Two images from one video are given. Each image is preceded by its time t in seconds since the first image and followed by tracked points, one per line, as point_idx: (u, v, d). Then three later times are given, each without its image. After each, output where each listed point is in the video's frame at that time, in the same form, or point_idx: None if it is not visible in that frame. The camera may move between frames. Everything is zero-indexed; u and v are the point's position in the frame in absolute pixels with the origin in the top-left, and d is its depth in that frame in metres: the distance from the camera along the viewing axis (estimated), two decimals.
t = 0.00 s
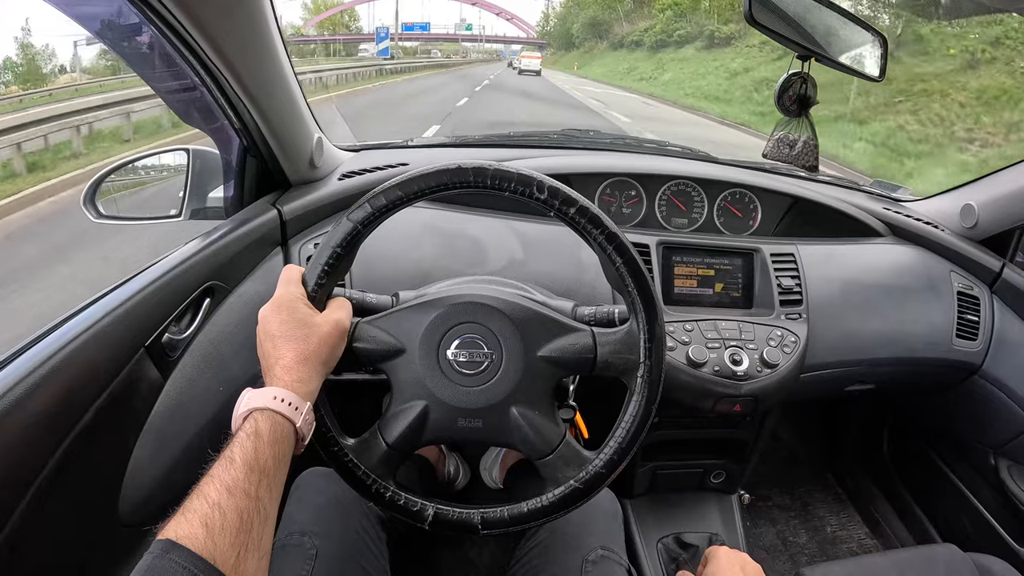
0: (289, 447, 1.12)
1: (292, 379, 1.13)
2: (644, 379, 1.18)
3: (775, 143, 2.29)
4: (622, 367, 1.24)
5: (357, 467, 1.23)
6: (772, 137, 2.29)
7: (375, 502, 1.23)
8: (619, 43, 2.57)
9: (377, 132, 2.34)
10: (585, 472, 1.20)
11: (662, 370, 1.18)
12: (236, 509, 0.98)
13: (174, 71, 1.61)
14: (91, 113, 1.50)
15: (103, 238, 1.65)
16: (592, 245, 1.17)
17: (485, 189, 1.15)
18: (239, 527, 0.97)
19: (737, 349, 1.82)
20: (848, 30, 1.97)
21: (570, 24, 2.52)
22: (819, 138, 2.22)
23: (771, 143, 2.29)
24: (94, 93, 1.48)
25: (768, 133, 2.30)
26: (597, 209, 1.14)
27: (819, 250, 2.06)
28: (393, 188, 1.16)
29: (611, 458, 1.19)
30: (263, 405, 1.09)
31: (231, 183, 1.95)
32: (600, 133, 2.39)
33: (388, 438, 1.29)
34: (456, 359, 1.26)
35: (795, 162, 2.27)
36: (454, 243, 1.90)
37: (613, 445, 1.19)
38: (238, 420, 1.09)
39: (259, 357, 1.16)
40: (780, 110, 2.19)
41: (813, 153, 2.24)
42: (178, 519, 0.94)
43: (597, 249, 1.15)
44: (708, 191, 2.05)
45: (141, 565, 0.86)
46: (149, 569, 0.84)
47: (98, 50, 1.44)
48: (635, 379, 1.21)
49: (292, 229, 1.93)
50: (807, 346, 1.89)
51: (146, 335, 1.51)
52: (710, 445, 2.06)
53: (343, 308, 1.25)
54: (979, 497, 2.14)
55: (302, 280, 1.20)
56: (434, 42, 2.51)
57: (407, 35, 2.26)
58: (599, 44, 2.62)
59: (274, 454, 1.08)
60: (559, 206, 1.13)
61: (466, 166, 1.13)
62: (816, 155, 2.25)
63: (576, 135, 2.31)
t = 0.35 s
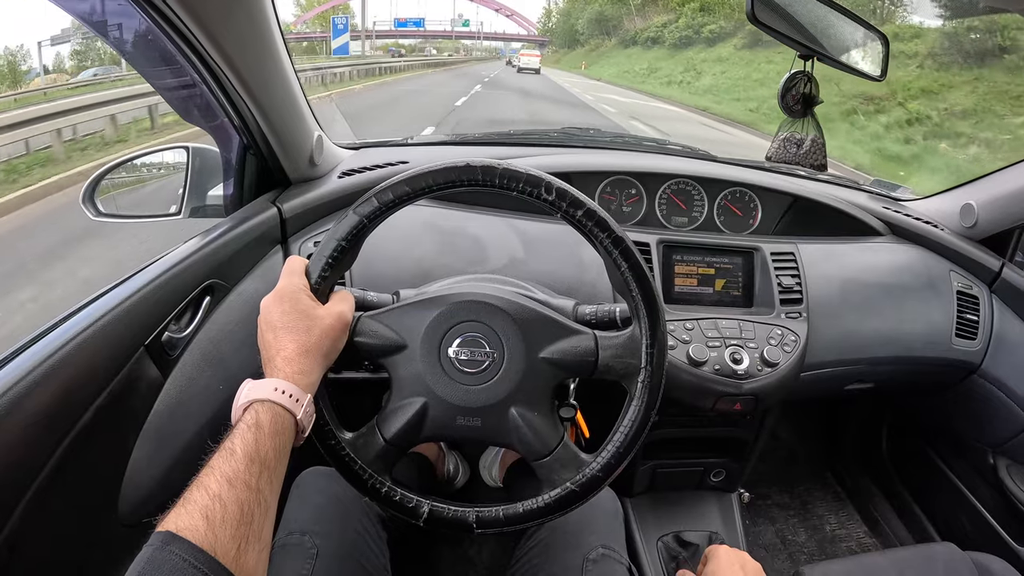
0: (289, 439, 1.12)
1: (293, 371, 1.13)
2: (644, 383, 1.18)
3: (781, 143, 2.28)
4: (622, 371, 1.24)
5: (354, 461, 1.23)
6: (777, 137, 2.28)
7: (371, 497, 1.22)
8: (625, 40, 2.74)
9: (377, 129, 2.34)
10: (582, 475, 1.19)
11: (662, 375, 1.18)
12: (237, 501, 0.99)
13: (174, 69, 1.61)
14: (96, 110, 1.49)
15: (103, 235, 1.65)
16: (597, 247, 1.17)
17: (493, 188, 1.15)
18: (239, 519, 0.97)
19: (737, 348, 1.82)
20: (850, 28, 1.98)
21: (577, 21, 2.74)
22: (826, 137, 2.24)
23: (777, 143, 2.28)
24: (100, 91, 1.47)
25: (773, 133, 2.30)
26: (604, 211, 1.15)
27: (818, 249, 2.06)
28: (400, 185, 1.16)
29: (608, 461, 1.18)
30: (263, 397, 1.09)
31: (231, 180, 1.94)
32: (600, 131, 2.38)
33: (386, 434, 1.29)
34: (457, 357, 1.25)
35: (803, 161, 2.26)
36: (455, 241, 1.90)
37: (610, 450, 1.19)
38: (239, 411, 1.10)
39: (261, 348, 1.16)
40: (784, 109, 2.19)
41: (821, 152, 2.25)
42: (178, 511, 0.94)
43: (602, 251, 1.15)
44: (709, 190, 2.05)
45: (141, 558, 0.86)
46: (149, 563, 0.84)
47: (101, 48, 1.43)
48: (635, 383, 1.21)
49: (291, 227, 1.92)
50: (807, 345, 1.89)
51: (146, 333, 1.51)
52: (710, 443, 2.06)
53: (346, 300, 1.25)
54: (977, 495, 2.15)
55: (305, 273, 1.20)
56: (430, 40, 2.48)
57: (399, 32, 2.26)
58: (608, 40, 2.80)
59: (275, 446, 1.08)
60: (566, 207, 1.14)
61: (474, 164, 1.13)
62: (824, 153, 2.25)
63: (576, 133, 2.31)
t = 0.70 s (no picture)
0: (282, 437, 1.12)
1: (285, 369, 1.13)
2: (638, 382, 1.18)
3: (775, 141, 2.31)
4: (616, 371, 1.24)
5: (347, 460, 1.23)
6: (772, 134, 2.31)
7: (364, 495, 1.22)
8: (636, 38, 2.47)
9: (373, 128, 2.33)
10: (575, 474, 1.19)
11: (656, 374, 1.18)
12: (229, 500, 0.98)
13: (168, 67, 1.60)
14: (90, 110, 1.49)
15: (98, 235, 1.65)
16: (591, 246, 1.17)
17: (486, 187, 1.14)
18: (232, 517, 0.97)
19: (733, 346, 1.82)
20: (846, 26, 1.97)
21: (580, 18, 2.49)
22: (818, 134, 2.24)
23: (771, 140, 2.30)
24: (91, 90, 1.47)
25: (768, 129, 2.32)
26: (597, 211, 1.15)
27: (815, 247, 2.05)
28: (393, 183, 1.16)
29: (602, 460, 1.18)
30: (256, 395, 1.09)
31: (227, 180, 1.94)
32: (597, 130, 2.38)
33: (379, 433, 1.29)
34: (450, 355, 1.25)
35: (794, 159, 2.27)
36: (450, 240, 1.90)
37: (604, 448, 1.19)
38: (232, 409, 1.09)
39: (254, 346, 1.16)
40: (779, 107, 2.20)
41: (813, 150, 2.25)
42: (170, 509, 0.94)
43: (596, 251, 1.15)
44: (705, 188, 2.04)
45: (133, 555, 0.86)
46: (140, 560, 0.84)
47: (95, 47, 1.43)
48: (629, 383, 1.21)
49: (287, 226, 1.92)
50: (803, 343, 1.89)
51: (141, 332, 1.51)
52: (707, 442, 2.06)
53: (339, 299, 1.25)
54: (975, 494, 2.14)
55: (300, 270, 1.20)
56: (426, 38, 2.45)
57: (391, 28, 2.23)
58: (616, 38, 2.53)
59: (268, 444, 1.08)
60: (560, 206, 1.13)
61: (468, 163, 1.13)
62: (816, 151, 2.25)
63: (573, 132, 2.31)
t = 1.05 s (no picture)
0: (285, 433, 1.11)
1: (290, 364, 1.12)
2: (646, 385, 1.17)
3: (776, 138, 2.27)
4: (622, 373, 1.23)
5: (349, 458, 1.22)
6: (772, 132, 2.27)
7: (366, 494, 1.21)
8: (653, 35, 2.64)
9: (376, 126, 2.33)
10: (579, 477, 1.19)
11: (663, 376, 1.17)
12: (232, 496, 0.97)
13: (172, 64, 1.60)
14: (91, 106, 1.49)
15: (100, 233, 1.64)
16: (600, 247, 1.16)
17: (495, 185, 1.14)
18: (235, 514, 0.96)
19: (738, 346, 1.81)
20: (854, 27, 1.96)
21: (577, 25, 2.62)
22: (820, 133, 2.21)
23: (771, 138, 2.26)
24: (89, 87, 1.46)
25: (768, 128, 2.29)
26: (607, 212, 1.14)
27: (819, 246, 2.05)
28: (401, 180, 1.15)
29: (606, 463, 1.18)
30: (260, 390, 1.08)
31: (229, 177, 1.93)
32: (601, 129, 2.38)
33: (382, 432, 1.28)
34: (455, 355, 1.24)
35: (795, 158, 2.24)
36: (453, 239, 1.89)
37: (608, 451, 1.18)
38: (235, 404, 1.09)
39: (258, 340, 1.15)
40: (781, 106, 2.16)
41: (814, 149, 2.22)
42: (173, 505, 0.93)
43: (604, 252, 1.14)
44: (710, 187, 2.04)
45: (135, 551, 0.85)
46: (143, 558, 0.83)
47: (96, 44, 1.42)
48: (635, 386, 1.20)
49: (290, 225, 1.91)
50: (807, 343, 1.88)
51: (144, 331, 1.50)
52: (711, 442, 2.05)
53: (345, 295, 1.24)
54: (976, 494, 2.14)
55: (305, 265, 1.19)
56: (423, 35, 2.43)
57: (382, 24, 2.21)
58: (628, 35, 2.71)
59: (271, 440, 1.07)
60: (569, 207, 1.13)
61: (477, 161, 1.12)
62: (816, 151, 2.22)
63: (576, 131, 2.30)
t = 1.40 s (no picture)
0: (284, 431, 1.11)
1: (288, 362, 1.12)
2: (644, 382, 1.17)
3: (783, 138, 2.30)
4: (621, 370, 1.23)
5: (348, 455, 1.22)
6: (778, 131, 2.31)
7: (365, 491, 1.21)
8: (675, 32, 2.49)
9: (376, 124, 2.32)
10: (578, 474, 1.18)
11: (662, 373, 1.17)
12: (230, 494, 0.97)
13: (173, 63, 1.60)
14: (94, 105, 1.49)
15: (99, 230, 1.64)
16: (599, 244, 1.16)
17: (494, 182, 1.14)
18: (233, 512, 0.96)
19: (738, 344, 1.81)
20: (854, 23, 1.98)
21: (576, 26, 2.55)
22: (827, 131, 2.23)
23: (777, 137, 2.30)
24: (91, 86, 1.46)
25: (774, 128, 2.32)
26: (606, 208, 1.14)
27: (819, 244, 2.04)
28: (400, 176, 1.15)
29: (606, 459, 1.18)
30: (259, 388, 1.08)
31: (228, 175, 1.94)
32: (601, 125, 2.37)
33: (381, 429, 1.28)
34: (454, 352, 1.24)
35: (803, 156, 2.28)
36: (453, 236, 1.89)
37: (607, 448, 1.18)
38: (233, 402, 1.09)
39: (257, 338, 1.15)
40: (787, 105, 2.20)
41: (822, 147, 2.25)
42: (171, 503, 0.93)
43: (603, 248, 1.14)
44: (710, 185, 2.03)
45: (133, 550, 0.85)
46: (141, 556, 0.83)
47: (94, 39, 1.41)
48: (634, 383, 1.20)
49: (289, 221, 1.91)
50: (807, 341, 1.88)
51: (143, 328, 1.50)
52: (711, 440, 2.05)
53: (344, 293, 1.24)
54: (976, 492, 2.14)
55: (303, 263, 1.19)
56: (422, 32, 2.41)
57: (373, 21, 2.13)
58: (643, 32, 2.58)
59: (269, 438, 1.07)
60: (568, 203, 1.12)
61: (476, 158, 1.12)
62: (824, 149, 2.26)
63: (577, 128, 2.30)
